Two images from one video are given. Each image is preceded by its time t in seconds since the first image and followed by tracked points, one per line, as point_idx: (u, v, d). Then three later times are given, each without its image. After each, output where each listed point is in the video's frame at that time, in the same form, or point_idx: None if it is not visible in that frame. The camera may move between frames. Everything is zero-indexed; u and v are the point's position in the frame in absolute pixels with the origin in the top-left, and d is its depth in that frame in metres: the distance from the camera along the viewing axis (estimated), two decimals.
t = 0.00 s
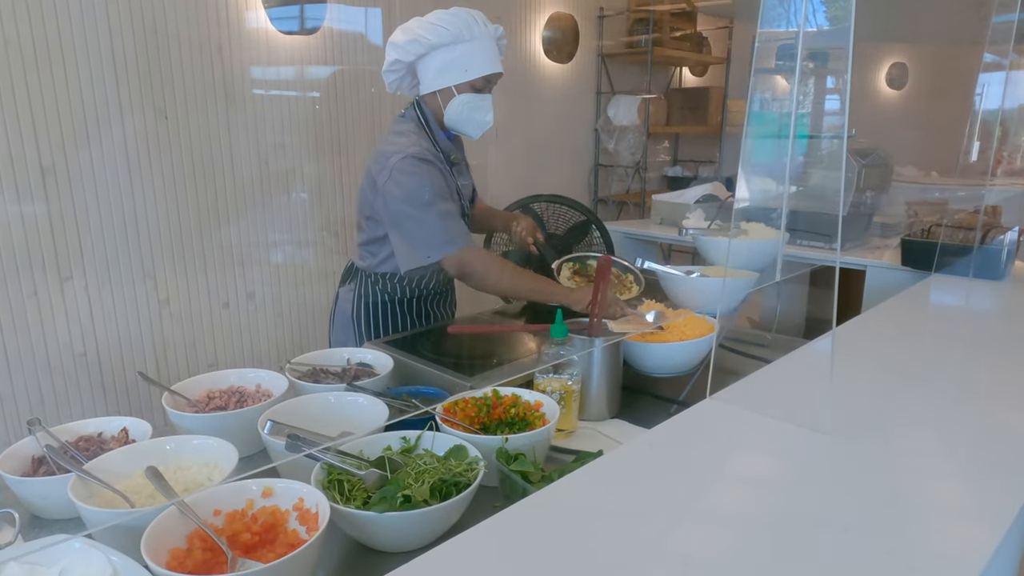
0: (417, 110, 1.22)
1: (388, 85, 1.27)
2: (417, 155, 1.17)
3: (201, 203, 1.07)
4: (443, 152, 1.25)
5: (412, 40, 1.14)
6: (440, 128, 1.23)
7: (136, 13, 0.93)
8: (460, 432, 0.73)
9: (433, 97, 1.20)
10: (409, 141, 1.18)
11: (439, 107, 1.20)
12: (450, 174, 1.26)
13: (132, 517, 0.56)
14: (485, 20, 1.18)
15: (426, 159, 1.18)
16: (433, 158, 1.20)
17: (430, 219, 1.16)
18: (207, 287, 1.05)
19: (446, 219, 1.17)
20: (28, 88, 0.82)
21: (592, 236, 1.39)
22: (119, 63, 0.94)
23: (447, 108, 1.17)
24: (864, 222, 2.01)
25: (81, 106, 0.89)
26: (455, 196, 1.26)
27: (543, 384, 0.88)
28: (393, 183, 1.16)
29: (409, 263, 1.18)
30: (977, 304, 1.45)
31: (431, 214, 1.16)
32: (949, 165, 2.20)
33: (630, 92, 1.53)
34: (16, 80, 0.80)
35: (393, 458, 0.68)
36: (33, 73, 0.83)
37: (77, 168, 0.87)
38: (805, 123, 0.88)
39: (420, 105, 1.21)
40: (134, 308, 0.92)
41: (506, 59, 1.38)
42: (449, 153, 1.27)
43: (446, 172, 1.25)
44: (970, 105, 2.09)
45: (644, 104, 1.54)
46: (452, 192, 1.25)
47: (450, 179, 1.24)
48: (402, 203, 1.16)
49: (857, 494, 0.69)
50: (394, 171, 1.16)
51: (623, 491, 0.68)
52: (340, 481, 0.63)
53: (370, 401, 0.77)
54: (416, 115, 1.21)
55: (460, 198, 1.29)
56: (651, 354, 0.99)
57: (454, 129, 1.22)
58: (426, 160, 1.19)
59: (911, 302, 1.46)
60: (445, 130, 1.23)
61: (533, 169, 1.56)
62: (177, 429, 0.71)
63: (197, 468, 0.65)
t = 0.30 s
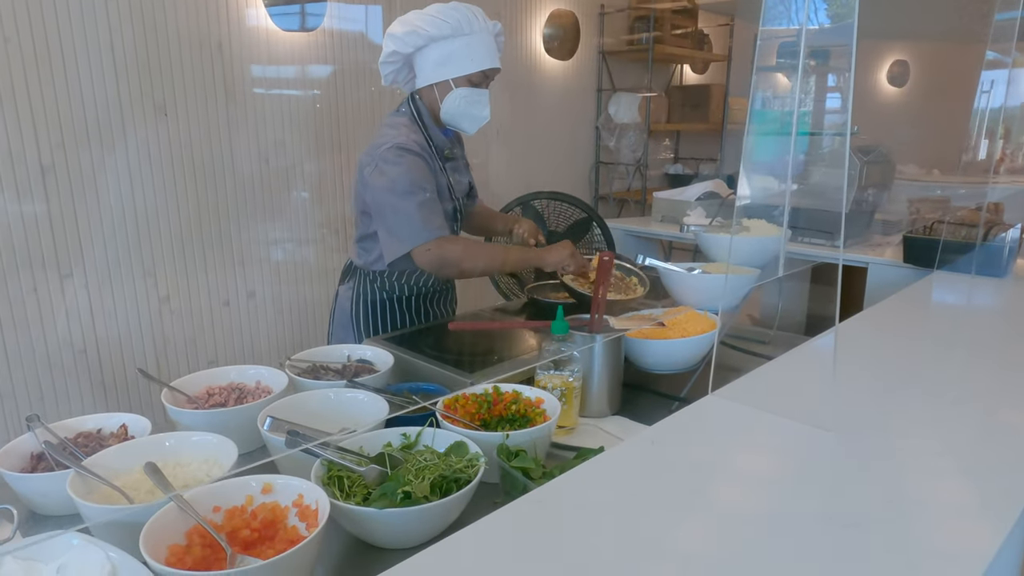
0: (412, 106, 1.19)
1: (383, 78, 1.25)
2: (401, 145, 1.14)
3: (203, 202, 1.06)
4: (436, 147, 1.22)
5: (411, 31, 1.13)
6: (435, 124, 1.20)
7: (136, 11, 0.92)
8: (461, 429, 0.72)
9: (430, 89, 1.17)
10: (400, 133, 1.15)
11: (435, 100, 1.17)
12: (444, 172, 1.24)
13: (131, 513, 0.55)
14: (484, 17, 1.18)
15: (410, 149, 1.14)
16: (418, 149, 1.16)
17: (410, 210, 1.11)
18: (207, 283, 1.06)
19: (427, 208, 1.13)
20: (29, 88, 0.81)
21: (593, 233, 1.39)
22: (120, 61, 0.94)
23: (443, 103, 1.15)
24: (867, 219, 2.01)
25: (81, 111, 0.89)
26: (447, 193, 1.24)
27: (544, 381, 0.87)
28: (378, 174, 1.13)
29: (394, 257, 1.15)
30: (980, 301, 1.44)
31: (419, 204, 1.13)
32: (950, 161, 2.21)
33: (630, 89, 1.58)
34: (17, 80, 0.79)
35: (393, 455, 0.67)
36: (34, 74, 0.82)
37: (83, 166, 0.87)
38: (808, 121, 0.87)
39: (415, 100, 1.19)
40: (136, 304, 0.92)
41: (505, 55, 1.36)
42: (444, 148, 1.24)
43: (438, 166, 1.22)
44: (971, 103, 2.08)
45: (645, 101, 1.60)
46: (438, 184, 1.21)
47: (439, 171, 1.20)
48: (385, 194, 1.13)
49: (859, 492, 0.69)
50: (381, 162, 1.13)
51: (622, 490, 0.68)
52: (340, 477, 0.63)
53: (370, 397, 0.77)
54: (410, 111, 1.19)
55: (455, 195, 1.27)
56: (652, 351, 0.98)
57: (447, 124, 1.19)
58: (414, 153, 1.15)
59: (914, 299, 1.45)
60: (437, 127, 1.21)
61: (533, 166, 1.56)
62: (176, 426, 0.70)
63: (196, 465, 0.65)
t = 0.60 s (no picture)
0: (409, 103, 1.19)
1: (378, 77, 1.23)
2: (396, 143, 1.13)
3: (202, 201, 1.06)
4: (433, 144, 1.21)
5: (407, 29, 1.11)
6: (433, 123, 1.19)
7: (136, 9, 0.92)
8: (462, 430, 0.72)
9: (427, 87, 1.17)
10: (396, 132, 1.14)
11: (432, 97, 1.16)
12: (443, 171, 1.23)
13: (130, 515, 0.55)
14: (479, 14, 1.17)
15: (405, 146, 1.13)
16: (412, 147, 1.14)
17: (405, 208, 1.10)
18: (207, 282, 1.06)
19: (421, 208, 1.12)
20: (28, 87, 0.81)
21: (593, 232, 1.38)
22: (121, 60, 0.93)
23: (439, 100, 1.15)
24: (869, 218, 2.00)
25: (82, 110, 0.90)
26: (444, 194, 1.23)
27: (545, 381, 0.86)
28: (372, 172, 1.13)
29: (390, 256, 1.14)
30: (982, 300, 1.44)
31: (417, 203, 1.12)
32: (952, 163, 2.22)
33: (631, 89, 1.59)
34: (15, 80, 0.78)
35: (394, 456, 0.67)
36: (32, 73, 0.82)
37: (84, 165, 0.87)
38: (809, 118, 0.86)
39: (412, 97, 1.19)
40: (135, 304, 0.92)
41: (505, 55, 1.33)
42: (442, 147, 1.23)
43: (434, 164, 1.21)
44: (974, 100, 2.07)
45: (647, 101, 1.65)
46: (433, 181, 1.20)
47: (435, 169, 1.20)
48: (379, 193, 1.12)
49: (861, 492, 0.68)
50: (374, 161, 1.13)
51: (623, 490, 0.67)
52: (340, 479, 0.63)
53: (371, 399, 0.76)
54: (407, 109, 1.19)
55: (452, 194, 1.26)
56: (654, 351, 0.97)
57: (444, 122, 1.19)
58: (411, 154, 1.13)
59: (916, 298, 1.45)
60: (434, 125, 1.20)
61: (534, 165, 1.55)
62: (175, 427, 0.70)
63: (195, 466, 0.64)
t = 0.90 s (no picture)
0: (410, 104, 1.19)
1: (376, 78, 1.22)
2: (405, 145, 1.14)
3: (200, 202, 1.06)
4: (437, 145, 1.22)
5: (406, 29, 1.10)
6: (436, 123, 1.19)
7: (133, 8, 0.92)
8: (461, 431, 0.72)
9: (427, 86, 1.16)
10: (396, 132, 1.14)
11: (431, 97, 1.16)
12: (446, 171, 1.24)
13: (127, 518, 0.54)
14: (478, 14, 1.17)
15: (415, 149, 1.14)
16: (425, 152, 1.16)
17: (417, 210, 1.12)
18: (204, 283, 1.06)
19: (432, 209, 1.13)
20: (24, 84, 0.81)
21: (592, 232, 1.38)
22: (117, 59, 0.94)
23: (440, 99, 1.14)
24: (866, 218, 2.00)
25: (77, 109, 0.90)
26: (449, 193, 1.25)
27: (544, 382, 0.87)
28: (380, 174, 1.13)
29: (400, 258, 1.15)
30: (979, 301, 1.44)
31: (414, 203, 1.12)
32: (949, 161, 2.24)
33: (629, 89, 1.56)
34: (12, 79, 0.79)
35: (392, 457, 0.67)
36: (28, 71, 0.82)
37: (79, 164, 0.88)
38: (808, 119, 0.86)
39: (413, 98, 1.18)
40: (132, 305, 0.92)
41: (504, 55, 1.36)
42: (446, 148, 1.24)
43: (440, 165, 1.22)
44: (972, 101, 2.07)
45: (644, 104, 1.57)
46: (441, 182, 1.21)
47: (440, 169, 1.21)
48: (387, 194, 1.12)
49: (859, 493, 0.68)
50: (383, 162, 1.13)
51: (622, 492, 0.67)
52: (338, 481, 0.63)
53: (369, 399, 0.76)
54: (409, 108, 1.19)
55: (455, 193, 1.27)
56: (653, 351, 0.97)
57: (445, 121, 1.18)
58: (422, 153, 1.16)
59: (914, 298, 1.45)
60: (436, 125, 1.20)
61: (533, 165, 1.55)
62: (173, 428, 0.70)
63: (193, 468, 0.64)
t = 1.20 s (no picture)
0: (416, 104, 1.22)
1: (382, 82, 1.27)
2: (426, 141, 1.17)
3: (194, 201, 1.06)
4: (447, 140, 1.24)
5: (412, 33, 1.14)
6: (441, 121, 1.22)
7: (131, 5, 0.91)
8: (456, 429, 0.73)
9: (434, 88, 1.20)
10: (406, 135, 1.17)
11: (441, 99, 1.20)
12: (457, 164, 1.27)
13: (124, 516, 0.55)
14: (479, 12, 1.19)
15: (438, 147, 1.18)
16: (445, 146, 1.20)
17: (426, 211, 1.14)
18: (198, 281, 1.07)
19: (436, 211, 1.14)
20: (19, 80, 0.80)
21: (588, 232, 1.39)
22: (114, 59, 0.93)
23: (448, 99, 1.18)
24: (860, 217, 2.01)
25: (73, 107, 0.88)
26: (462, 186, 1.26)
27: (540, 381, 0.87)
28: (404, 170, 1.15)
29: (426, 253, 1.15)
30: (973, 299, 1.45)
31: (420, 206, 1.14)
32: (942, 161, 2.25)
33: (625, 88, 1.57)
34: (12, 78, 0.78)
35: (388, 455, 0.68)
36: (23, 67, 0.81)
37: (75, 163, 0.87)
38: (801, 119, 0.87)
39: (420, 98, 1.21)
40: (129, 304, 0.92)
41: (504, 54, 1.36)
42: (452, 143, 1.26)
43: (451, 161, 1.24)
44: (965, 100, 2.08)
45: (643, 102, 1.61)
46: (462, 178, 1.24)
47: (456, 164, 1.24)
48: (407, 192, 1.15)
49: (855, 490, 0.69)
50: (406, 159, 1.15)
51: (618, 490, 0.68)
52: (335, 479, 0.63)
53: (365, 399, 0.76)
54: (416, 107, 1.21)
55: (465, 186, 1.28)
56: (649, 351, 0.98)
57: (453, 121, 1.22)
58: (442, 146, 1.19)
59: (908, 297, 1.46)
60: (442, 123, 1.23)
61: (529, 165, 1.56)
62: (170, 427, 0.70)
63: (190, 467, 0.64)
